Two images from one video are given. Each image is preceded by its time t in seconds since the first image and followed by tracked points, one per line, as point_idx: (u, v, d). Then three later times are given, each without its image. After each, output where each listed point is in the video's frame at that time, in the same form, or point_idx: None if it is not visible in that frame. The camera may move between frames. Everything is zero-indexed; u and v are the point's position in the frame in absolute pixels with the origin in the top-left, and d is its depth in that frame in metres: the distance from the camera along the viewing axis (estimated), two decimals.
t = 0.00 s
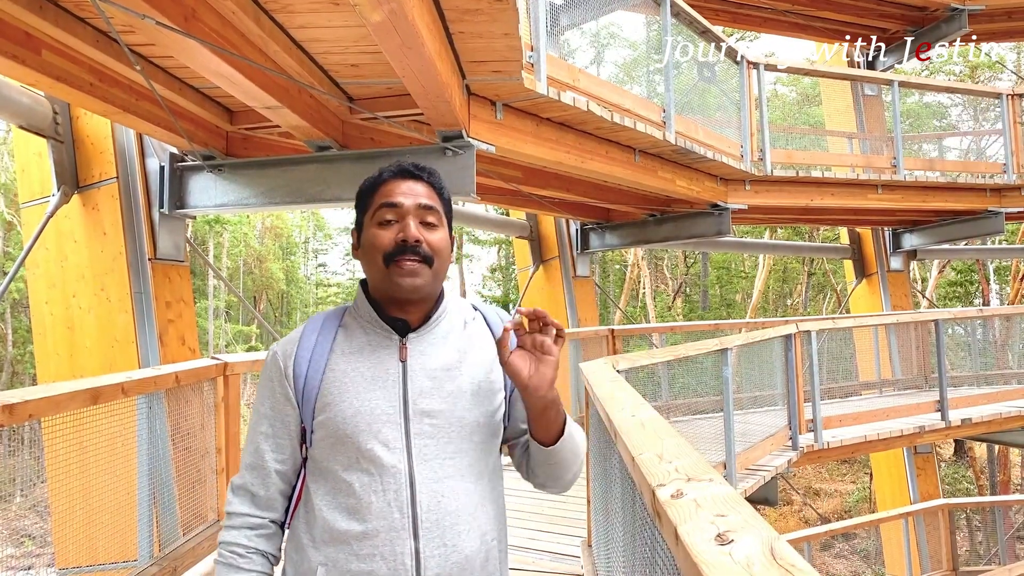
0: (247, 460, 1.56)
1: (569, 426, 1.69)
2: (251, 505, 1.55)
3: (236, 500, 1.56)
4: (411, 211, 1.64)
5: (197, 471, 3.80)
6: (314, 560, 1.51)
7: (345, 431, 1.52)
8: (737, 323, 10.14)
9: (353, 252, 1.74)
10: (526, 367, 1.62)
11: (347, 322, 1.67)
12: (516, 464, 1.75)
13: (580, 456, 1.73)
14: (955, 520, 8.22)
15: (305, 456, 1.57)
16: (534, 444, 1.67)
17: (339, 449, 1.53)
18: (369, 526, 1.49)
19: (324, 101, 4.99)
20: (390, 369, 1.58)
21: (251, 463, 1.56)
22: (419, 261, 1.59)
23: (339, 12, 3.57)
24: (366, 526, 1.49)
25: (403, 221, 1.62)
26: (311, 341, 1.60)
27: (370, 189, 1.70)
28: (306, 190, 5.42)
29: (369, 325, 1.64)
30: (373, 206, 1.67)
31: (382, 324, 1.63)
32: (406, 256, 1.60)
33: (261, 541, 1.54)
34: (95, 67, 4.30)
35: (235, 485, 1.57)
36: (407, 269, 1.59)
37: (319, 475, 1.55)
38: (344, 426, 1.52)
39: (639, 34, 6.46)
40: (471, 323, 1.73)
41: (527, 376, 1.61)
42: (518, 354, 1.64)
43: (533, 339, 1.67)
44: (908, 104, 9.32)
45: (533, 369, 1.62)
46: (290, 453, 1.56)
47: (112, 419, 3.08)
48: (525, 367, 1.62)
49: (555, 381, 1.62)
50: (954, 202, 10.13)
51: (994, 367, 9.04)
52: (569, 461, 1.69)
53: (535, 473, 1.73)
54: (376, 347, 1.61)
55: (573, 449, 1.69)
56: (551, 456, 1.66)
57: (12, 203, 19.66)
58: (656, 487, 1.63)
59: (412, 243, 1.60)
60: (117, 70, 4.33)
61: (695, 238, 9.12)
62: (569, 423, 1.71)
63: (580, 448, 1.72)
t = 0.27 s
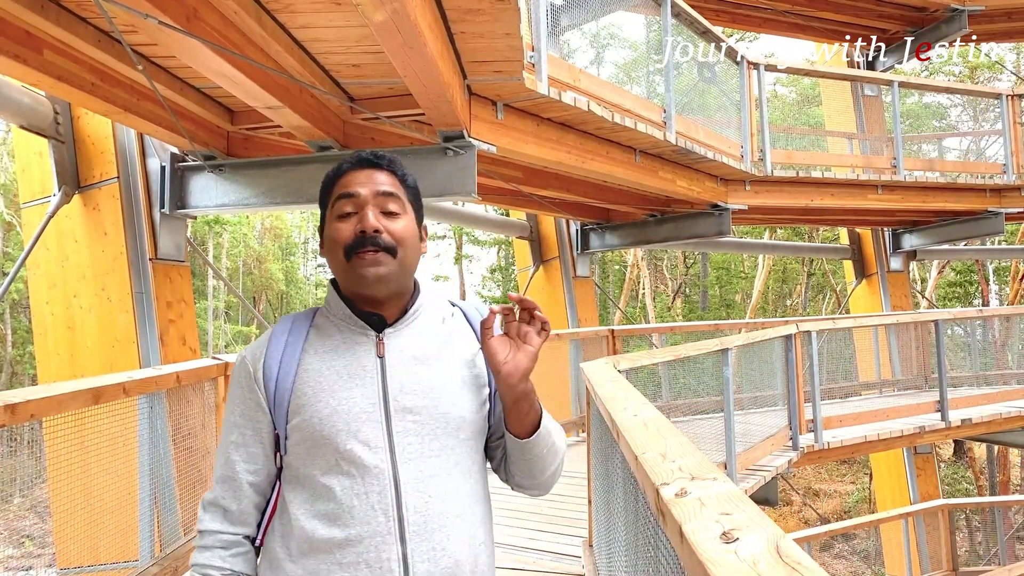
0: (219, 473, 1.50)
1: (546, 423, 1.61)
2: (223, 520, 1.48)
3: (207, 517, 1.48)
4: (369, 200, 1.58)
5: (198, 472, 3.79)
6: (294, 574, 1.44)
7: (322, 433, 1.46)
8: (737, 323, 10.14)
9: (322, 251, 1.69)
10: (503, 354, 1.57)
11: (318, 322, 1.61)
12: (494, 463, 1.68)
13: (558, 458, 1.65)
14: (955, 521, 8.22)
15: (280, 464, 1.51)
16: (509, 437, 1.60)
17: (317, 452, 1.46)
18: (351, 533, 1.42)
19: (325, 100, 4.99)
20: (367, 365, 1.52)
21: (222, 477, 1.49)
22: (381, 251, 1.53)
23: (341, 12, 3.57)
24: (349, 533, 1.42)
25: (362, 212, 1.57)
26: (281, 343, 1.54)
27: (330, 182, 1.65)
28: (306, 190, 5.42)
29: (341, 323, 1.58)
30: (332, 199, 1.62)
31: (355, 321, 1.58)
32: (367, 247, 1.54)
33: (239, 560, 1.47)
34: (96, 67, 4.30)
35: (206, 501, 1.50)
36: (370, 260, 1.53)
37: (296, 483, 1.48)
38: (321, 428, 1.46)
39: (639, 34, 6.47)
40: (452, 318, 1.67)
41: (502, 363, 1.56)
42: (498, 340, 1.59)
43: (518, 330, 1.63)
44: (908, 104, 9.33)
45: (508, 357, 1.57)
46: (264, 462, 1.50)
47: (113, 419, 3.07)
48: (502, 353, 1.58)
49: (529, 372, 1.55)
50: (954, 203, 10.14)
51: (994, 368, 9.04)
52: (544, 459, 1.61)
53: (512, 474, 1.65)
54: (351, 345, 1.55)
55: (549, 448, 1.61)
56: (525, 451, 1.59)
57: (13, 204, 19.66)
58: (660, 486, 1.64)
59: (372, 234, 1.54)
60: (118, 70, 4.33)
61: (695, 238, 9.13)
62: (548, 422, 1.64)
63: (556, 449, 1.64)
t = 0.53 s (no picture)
0: (191, 488, 1.46)
1: (527, 437, 1.67)
2: (199, 539, 1.44)
3: (177, 536, 1.43)
4: (351, 197, 1.59)
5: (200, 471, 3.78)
6: None
7: (304, 444, 1.45)
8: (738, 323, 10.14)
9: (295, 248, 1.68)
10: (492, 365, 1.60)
11: (293, 326, 1.59)
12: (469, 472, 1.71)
13: (534, 471, 1.70)
14: (956, 520, 8.22)
15: (256, 477, 1.48)
16: (491, 449, 1.64)
17: (298, 463, 1.45)
18: (337, 547, 1.41)
19: (327, 100, 4.99)
20: (349, 372, 1.52)
21: (195, 492, 1.46)
22: (364, 251, 1.54)
23: (344, 11, 3.57)
24: (334, 547, 1.41)
25: (344, 209, 1.57)
26: (255, 349, 1.51)
27: (310, 175, 1.65)
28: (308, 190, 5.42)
29: (319, 326, 1.58)
30: (311, 195, 1.62)
31: (334, 324, 1.57)
32: (349, 247, 1.54)
33: None
34: (99, 66, 4.29)
35: (176, 519, 1.45)
36: (352, 260, 1.53)
37: (275, 496, 1.46)
38: (303, 438, 1.45)
39: (640, 34, 6.47)
40: (433, 320, 1.69)
41: (492, 375, 1.59)
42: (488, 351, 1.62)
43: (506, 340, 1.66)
44: (909, 104, 9.34)
45: (498, 369, 1.60)
46: (239, 475, 1.47)
47: (115, 418, 3.07)
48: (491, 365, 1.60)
49: (517, 386, 1.60)
50: (955, 202, 10.14)
51: (995, 367, 9.04)
52: (520, 472, 1.66)
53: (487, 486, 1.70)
54: (330, 349, 1.54)
55: (527, 461, 1.66)
56: (505, 464, 1.63)
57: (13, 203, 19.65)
58: (665, 485, 1.64)
59: (354, 233, 1.54)
60: (121, 69, 4.33)
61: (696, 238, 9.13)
62: (529, 435, 1.69)
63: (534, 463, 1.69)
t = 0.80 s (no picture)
0: (179, 493, 1.45)
1: (530, 444, 1.68)
2: (187, 546, 1.43)
3: (166, 542, 1.42)
4: (349, 192, 1.59)
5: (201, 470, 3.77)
6: None
7: (294, 447, 1.44)
8: (739, 322, 10.13)
9: (287, 244, 1.67)
10: (499, 370, 1.62)
11: (283, 325, 1.59)
12: (466, 473, 1.73)
13: (531, 478, 1.71)
14: (957, 520, 8.21)
15: (245, 482, 1.47)
16: (491, 454, 1.65)
17: (288, 468, 1.44)
18: (329, 554, 1.40)
19: (327, 99, 4.99)
20: (341, 373, 1.52)
21: (182, 497, 1.44)
22: (362, 250, 1.54)
23: (344, 10, 3.56)
24: (326, 555, 1.40)
25: (341, 206, 1.57)
26: (244, 349, 1.50)
27: (304, 169, 1.65)
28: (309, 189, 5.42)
29: (311, 324, 1.57)
30: (307, 189, 1.61)
31: (327, 323, 1.57)
32: (346, 244, 1.54)
33: None
34: (99, 66, 4.29)
35: (163, 525, 1.43)
36: (350, 258, 1.53)
37: (266, 502, 1.45)
38: (293, 442, 1.44)
39: (641, 33, 6.46)
40: (427, 319, 1.71)
41: (499, 380, 1.61)
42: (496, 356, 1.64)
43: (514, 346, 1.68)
44: (911, 103, 9.33)
45: (505, 374, 1.62)
46: (228, 479, 1.46)
47: (115, 418, 3.06)
48: (497, 370, 1.63)
49: (523, 393, 1.62)
50: (957, 202, 10.13)
51: (997, 367, 9.03)
52: (518, 478, 1.67)
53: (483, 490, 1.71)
54: (322, 350, 1.54)
55: (526, 469, 1.67)
56: (504, 469, 1.64)
57: (15, 203, 19.65)
58: (666, 485, 1.63)
59: (351, 230, 1.54)
60: (121, 69, 4.33)
61: (696, 237, 9.12)
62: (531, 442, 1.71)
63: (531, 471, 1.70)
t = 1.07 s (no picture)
0: (185, 495, 1.46)
1: (534, 448, 1.67)
2: (193, 548, 1.45)
3: (173, 544, 1.44)
4: (354, 193, 1.58)
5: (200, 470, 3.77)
6: None
7: (301, 451, 1.44)
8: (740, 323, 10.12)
9: (293, 244, 1.68)
10: (496, 377, 1.61)
11: (290, 327, 1.60)
12: (472, 478, 1.72)
13: (538, 482, 1.70)
14: (958, 521, 8.21)
15: (252, 484, 1.48)
16: (494, 459, 1.65)
17: (295, 471, 1.45)
18: (336, 559, 1.41)
19: (328, 101, 5.00)
20: (348, 376, 1.52)
21: (189, 499, 1.46)
22: (367, 252, 1.54)
23: (345, 11, 3.57)
24: (333, 560, 1.41)
25: (347, 207, 1.56)
26: (251, 350, 1.51)
27: (310, 169, 1.65)
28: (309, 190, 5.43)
29: (318, 326, 1.58)
30: (313, 190, 1.61)
31: (334, 325, 1.58)
32: (352, 246, 1.54)
33: None
34: (100, 67, 4.29)
35: (170, 527, 1.45)
36: (356, 260, 1.53)
37: (273, 505, 1.46)
38: (300, 446, 1.44)
39: (641, 33, 6.45)
40: (436, 321, 1.71)
41: (497, 387, 1.59)
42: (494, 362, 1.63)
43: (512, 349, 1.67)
44: (912, 103, 9.32)
45: (503, 381, 1.61)
46: (235, 482, 1.47)
47: (116, 419, 3.06)
48: (495, 376, 1.61)
49: (522, 398, 1.60)
50: (957, 203, 10.12)
51: (997, 368, 9.03)
52: (523, 485, 1.66)
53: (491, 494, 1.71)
54: (329, 352, 1.55)
55: (533, 473, 1.67)
56: (508, 475, 1.64)
57: (15, 203, 19.65)
58: (667, 486, 1.63)
59: (357, 232, 1.54)
60: (123, 70, 4.34)
61: (697, 238, 9.11)
62: (537, 446, 1.70)
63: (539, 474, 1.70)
